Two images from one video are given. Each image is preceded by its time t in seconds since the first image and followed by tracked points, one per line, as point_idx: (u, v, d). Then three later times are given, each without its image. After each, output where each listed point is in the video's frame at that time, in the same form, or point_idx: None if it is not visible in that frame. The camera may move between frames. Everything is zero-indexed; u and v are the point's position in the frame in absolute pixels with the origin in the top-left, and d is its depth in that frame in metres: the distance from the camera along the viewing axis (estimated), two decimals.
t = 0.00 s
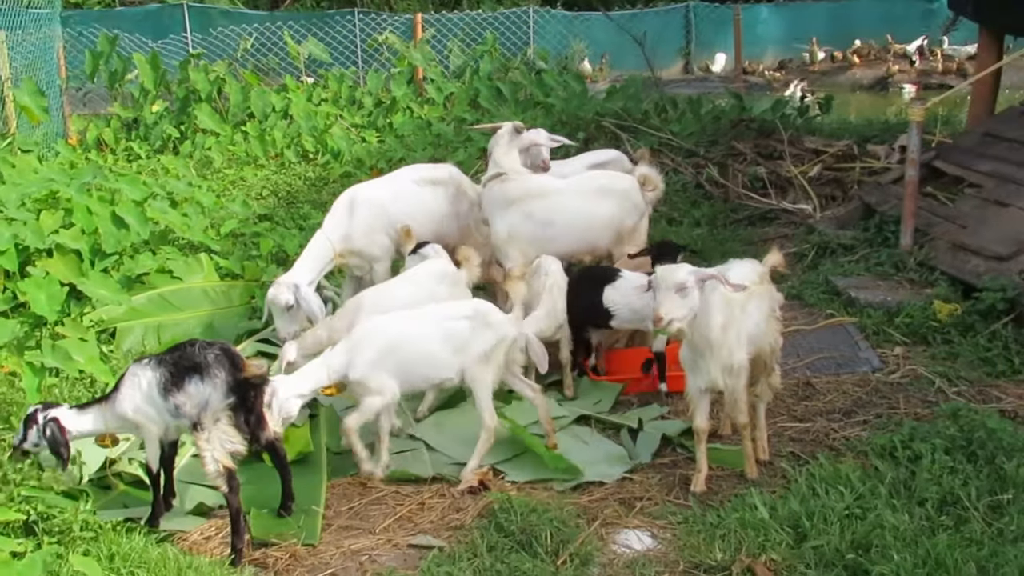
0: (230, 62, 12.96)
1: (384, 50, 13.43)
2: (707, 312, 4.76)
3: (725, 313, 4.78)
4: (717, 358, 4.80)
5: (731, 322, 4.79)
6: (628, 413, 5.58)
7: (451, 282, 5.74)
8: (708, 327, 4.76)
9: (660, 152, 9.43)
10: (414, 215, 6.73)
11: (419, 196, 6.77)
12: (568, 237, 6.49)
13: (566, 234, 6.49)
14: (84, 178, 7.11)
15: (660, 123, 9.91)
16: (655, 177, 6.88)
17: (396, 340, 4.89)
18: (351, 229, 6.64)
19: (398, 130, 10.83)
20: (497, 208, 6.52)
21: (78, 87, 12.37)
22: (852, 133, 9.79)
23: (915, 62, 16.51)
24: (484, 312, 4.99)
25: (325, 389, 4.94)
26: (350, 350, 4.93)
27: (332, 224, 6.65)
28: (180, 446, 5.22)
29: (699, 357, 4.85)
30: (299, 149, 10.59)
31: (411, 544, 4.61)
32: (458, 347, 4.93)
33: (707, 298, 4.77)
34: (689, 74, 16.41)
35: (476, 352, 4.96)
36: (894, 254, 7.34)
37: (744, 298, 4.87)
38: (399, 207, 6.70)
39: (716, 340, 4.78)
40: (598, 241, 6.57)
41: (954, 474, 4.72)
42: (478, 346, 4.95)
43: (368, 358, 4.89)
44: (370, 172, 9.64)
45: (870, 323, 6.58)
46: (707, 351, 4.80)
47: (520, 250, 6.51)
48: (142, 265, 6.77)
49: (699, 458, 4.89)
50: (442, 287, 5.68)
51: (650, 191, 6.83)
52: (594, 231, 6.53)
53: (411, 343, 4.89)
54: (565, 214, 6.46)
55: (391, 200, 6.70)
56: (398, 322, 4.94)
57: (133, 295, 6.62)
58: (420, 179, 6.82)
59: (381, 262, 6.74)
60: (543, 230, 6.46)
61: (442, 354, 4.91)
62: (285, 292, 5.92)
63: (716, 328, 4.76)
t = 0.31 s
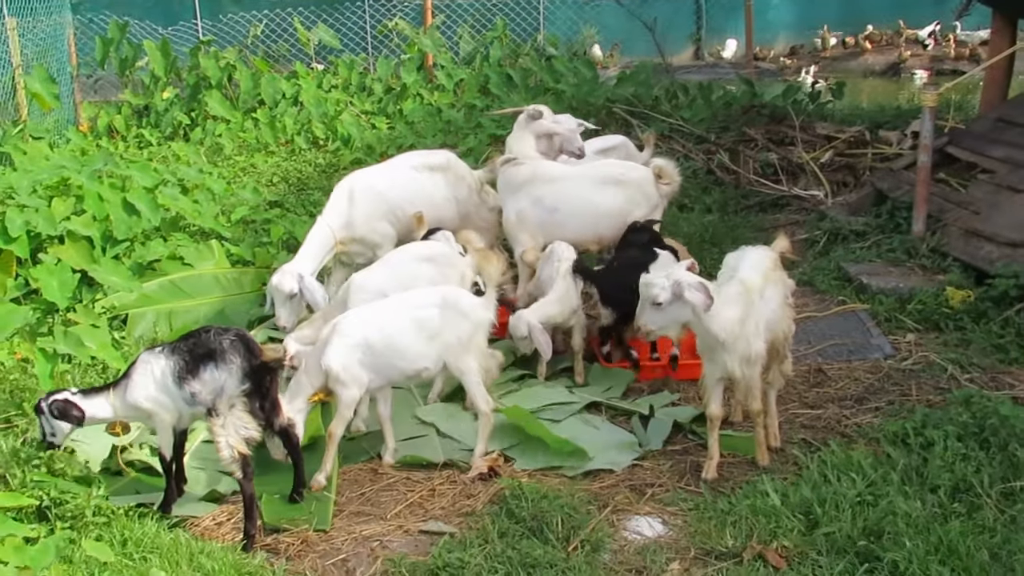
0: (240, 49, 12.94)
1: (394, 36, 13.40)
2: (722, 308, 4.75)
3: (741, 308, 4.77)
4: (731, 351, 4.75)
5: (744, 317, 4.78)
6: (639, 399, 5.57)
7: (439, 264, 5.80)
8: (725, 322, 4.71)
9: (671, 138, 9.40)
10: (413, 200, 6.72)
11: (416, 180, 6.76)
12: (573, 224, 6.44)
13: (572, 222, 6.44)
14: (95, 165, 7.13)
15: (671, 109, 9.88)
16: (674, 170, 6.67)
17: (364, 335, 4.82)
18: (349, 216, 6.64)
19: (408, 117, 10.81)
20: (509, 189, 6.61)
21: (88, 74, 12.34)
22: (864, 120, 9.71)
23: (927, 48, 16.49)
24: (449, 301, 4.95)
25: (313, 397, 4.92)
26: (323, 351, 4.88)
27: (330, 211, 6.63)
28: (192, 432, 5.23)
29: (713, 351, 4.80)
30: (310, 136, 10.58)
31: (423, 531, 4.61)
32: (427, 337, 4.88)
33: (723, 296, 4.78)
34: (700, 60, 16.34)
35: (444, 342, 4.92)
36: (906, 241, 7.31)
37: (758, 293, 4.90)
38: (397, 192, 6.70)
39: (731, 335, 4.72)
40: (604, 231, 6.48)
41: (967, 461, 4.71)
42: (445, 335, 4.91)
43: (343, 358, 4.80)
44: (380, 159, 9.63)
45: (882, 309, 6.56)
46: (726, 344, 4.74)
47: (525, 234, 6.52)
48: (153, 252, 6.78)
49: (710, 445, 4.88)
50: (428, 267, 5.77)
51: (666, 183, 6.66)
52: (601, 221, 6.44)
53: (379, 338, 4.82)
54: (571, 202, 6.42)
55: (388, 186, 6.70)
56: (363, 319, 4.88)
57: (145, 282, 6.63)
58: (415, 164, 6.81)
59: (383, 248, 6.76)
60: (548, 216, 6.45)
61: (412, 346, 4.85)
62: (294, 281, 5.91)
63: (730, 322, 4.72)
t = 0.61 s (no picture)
0: (262, 40, 12.96)
1: (415, 27, 13.39)
2: (733, 310, 4.77)
3: (757, 306, 4.76)
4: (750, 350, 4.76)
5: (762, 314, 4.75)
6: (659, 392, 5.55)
7: (455, 254, 5.80)
8: (737, 323, 4.73)
9: (693, 129, 9.35)
10: (427, 191, 6.72)
11: (429, 170, 6.76)
12: (594, 216, 6.41)
13: (592, 214, 6.42)
14: (117, 156, 7.16)
15: (692, 100, 9.84)
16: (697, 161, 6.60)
17: (373, 327, 4.80)
18: (364, 206, 6.60)
19: (429, 108, 10.80)
20: (530, 182, 6.62)
21: (111, 65, 12.36)
22: (888, 111, 9.63)
23: (951, 38, 16.42)
24: (454, 292, 4.92)
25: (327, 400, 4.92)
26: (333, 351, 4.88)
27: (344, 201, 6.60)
28: (211, 422, 5.25)
29: (732, 353, 4.82)
30: (331, 127, 10.59)
31: (442, 522, 4.61)
32: (433, 328, 4.84)
33: (733, 298, 4.81)
34: (722, 51, 16.26)
35: (451, 332, 4.88)
36: (929, 233, 7.27)
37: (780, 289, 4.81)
38: (411, 182, 6.69)
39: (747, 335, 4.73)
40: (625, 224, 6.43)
41: (991, 455, 4.67)
42: (452, 326, 4.88)
43: (351, 350, 4.80)
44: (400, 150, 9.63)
45: (905, 302, 6.51)
46: (744, 345, 4.74)
47: (546, 226, 6.53)
48: (175, 242, 6.80)
49: (731, 438, 4.86)
50: (442, 257, 5.76)
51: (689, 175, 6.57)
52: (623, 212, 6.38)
53: (386, 330, 4.80)
54: (590, 194, 6.40)
55: (402, 176, 6.69)
56: (370, 311, 4.86)
57: (167, 272, 6.66)
58: (427, 155, 6.81)
59: (397, 239, 6.73)
60: (568, 209, 6.45)
61: (419, 337, 4.81)
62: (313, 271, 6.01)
63: (743, 321, 4.73)
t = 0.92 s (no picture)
0: (284, 36, 13.00)
1: (437, 23, 13.38)
2: (723, 325, 4.79)
3: (760, 313, 4.72)
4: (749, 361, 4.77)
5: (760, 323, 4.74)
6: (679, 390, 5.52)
7: (480, 252, 5.77)
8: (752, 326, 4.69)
9: (714, 125, 9.31)
10: (442, 188, 6.71)
11: (444, 165, 6.73)
12: (613, 214, 6.38)
13: (611, 212, 6.39)
14: (139, 151, 7.19)
15: (714, 96, 9.79)
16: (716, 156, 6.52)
17: (391, 324, 4.80)
18: (382, 201, 6.58)
19: (450, 104, 10.81)
20: (549, 180, 6.61)
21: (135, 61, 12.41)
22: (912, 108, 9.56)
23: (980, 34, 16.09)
24: (468, 288, 4.93)
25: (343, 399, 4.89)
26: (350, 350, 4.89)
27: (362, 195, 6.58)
28: (230, 417, 5.27)
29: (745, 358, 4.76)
30: (352, 123, 10.59)
31: (459, 519, 4.61)
32: (450, 324, 4.84)
33: (726, 312, 4.83)
34: (746, 47, 16.18)
35: (467, 329, 4.88)
36: (953, 232, 7.23)
37: (792, 291, 4.77)
38: (428, 180, 6.67)
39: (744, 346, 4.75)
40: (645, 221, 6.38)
41: (1014, 455, 4.61)
42: (468, 322, 4.88)
43: (369, 347, 4.77)
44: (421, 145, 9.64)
45: (928, 301, 6.45)
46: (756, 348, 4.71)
47: (566, 224, 6.53)
48: (195, 238, 6.82)
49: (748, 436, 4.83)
50: (468, 254, 5.74)
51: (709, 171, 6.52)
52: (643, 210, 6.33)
53: (402, 329, 4.79)
54: (608, 191, 6.37)
55: (419, 172, 6.67)
56: (386, 309, 4.86)
57: (188, 267, 6.68)
58: (443, 150, 6.77)
59: (413, 235, 6.73)
60: (586, 206, 6.43)
61: (437, 333, 4.81)
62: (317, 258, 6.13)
63: (735, 333, 4.75)
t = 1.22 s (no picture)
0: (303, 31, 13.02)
1: (455, 18, 13.38)
2: (703, 327, 4.81)
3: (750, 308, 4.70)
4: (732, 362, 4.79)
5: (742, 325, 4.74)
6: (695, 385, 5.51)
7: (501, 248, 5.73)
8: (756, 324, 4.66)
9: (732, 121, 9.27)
10: (454, 184, 6.73)
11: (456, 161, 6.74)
12: (629, 209, 6.36)
13: (627, 207, 6.37)
14: (158, 146, 7.21)
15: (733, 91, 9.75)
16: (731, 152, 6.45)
17: (405, 321, 4.81)
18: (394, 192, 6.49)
19: (468, 99, 10.81)
20: (565, 175, 6.61)
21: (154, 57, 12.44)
22: (932, 103, 9.50)
23: (1002, 29, 16.14)
24: (483, 283, 4.91)
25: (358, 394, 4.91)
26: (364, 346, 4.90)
27: (373, 188, 6.49)
28: (246, 411, 5.27)
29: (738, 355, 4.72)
30: (370, 118, 10.60)
31: (474, 513, 4.61)
32: (465, 320, 4.85)
33: (710, 312, 4.84)
34: (765, 42, 16.12)
35: (482, 324, 4.89)
36: (973, 228, 7.20)
37: (785, 294, 4.68)
38: (439, 176, 6.67)
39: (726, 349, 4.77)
40: (661, 217, 6.35)
41: None
42: (482, 317, 4.88)
43: (382, 343, 4.78)
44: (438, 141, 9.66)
45: (947, 297, 6.40)
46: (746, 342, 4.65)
47: (583, 220, 6.52)
48: (213, 232, 6.84)
49: (727, 445, 4.75)
50: (487, 250, 5.70)
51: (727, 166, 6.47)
52: (659, 206, 6.30)
53: (418, 324, 4.80)
54: (624, 186, 6.35)
55: (430, 167, 6.66)
56: (401, 305, 4.87)
57: (205, 262, 6.70)
58: (455, 146, 6.79)
59: (424, 230, 6.62)
60: (602, 201, 6.42)
61: (451, 330, 4.82)
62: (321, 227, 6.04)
63: (715, 334, 4.78)
